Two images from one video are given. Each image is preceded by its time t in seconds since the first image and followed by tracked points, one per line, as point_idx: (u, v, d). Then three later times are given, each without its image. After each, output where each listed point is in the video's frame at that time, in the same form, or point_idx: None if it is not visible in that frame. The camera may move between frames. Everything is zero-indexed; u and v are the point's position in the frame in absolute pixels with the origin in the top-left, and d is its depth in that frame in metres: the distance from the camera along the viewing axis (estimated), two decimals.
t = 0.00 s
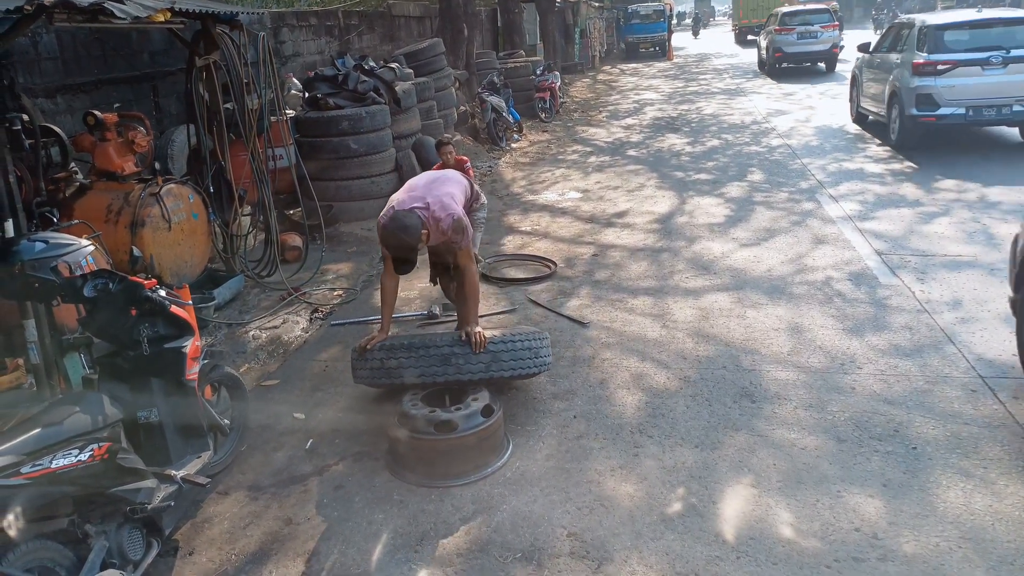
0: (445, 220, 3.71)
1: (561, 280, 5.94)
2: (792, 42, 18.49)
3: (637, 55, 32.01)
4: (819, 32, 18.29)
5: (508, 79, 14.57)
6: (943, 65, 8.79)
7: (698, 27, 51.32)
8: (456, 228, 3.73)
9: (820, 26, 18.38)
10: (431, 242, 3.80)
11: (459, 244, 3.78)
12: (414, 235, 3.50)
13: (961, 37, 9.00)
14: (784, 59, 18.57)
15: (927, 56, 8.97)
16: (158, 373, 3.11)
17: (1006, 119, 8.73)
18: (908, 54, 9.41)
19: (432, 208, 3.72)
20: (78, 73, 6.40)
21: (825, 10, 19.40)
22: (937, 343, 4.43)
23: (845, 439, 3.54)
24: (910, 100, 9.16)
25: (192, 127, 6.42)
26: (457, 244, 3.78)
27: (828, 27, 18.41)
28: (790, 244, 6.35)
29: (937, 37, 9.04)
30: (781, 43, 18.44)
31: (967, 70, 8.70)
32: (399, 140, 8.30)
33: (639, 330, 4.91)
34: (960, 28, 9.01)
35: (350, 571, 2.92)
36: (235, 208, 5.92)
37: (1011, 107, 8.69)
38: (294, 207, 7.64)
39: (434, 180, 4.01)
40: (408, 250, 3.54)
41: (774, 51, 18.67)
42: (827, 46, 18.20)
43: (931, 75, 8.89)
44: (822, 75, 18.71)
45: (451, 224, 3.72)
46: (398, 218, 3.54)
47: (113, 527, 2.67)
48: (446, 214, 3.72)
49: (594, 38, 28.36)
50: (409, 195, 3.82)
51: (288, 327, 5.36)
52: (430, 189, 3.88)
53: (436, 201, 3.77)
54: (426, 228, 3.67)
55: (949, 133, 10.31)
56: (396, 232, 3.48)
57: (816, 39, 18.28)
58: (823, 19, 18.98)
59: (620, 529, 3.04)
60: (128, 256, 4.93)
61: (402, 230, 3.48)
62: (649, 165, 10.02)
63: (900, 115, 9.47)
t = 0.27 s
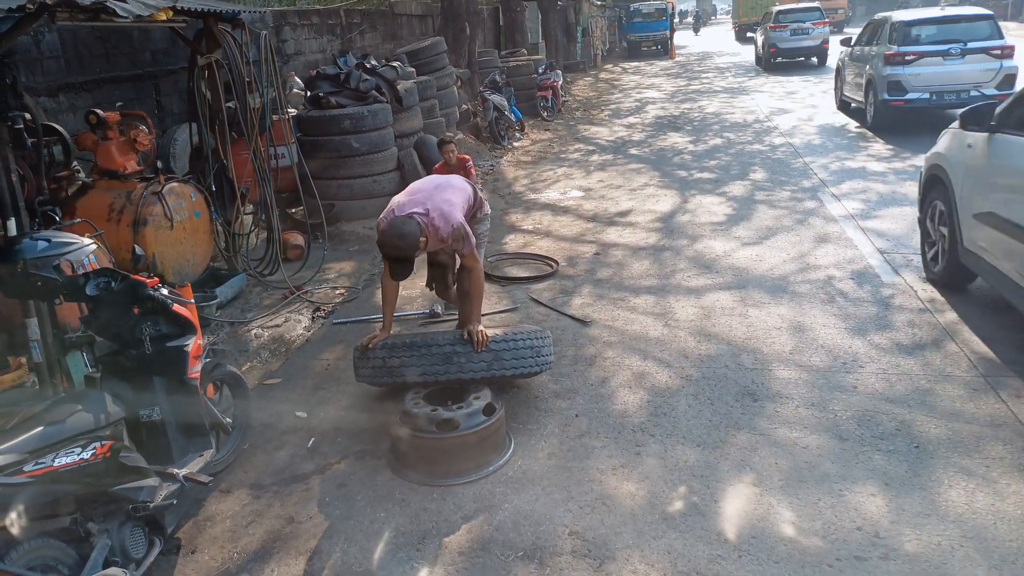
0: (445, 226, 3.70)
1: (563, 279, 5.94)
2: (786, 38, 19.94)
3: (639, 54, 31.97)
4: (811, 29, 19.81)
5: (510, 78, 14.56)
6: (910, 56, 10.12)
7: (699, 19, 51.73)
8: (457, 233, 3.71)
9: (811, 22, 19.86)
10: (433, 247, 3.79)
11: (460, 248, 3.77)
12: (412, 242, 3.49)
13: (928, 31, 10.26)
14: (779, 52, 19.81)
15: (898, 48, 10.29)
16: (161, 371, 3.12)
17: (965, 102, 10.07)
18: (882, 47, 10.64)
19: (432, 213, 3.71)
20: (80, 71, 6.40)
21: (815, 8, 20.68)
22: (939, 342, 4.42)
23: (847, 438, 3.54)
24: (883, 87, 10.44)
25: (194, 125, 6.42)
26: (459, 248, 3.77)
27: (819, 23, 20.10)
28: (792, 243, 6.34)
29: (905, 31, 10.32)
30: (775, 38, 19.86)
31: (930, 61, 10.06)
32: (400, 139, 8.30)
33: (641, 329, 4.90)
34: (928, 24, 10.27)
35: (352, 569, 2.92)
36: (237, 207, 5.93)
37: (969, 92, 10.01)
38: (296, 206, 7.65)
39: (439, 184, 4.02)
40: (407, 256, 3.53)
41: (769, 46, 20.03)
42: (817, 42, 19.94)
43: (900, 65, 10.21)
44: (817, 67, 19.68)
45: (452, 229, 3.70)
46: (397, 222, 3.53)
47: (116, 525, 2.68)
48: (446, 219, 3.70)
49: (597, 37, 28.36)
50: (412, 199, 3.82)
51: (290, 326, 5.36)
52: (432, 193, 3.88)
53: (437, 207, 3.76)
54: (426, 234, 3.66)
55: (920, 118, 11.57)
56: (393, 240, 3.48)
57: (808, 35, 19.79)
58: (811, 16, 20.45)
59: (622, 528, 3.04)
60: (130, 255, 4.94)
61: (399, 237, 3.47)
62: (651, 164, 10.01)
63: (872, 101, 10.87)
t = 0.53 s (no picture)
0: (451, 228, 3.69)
1: (565, 278, 5.93)
2: (780, 36, 21.43)
3: (642, 53, 31.94)
4: (803, 26, 21.15)
5: (512, 77, 14.55)
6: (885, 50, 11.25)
7: (699, 17, 52.19)
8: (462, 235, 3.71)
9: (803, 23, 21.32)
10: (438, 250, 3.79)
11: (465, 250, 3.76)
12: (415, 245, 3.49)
13: (903, 28, 11.33)
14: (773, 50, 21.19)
15: (875, 43, 11.39)
16: (162, 370, 3.12)
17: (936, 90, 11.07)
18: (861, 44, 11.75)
19: (438, 216, 3.70)
20: (82, 70, 6.41)
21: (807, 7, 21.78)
22: (942, 341, 4.42)
23: (849, 437, 3.53)
24: (862, 78, 11.49)
25: (196, 124, 6.42)
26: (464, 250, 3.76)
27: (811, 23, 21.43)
28: (794, 242, 6.33)
29: (881, 29, 11.39)
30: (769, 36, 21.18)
31: (903, 55, 11.21)
32: (402, 138, 8.30)
33: (643, 328, 4.90)
34: (902, 22, 11.34)
35: (354, 568, 2.92)
36: (239, 206, 5.94)
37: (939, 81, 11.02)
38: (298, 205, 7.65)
39: (446, 188, 4.02)
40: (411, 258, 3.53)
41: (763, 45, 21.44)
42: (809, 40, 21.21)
43: (878, 58, 11.28)
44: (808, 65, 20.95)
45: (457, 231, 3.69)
46: (402, 225, 3.53)
47: (118, 523, 2.68)
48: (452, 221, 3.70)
49: (599, 36, 28.36)
50: (418, 202, 3.83)
51: (292, 325, 5.36)
52: (439, 196, 3.88)
53: (443, 209, 3.75)
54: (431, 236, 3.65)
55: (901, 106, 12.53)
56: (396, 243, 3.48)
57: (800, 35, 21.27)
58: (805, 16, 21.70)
59: (623, 527, 3.03)
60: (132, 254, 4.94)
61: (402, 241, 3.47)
62: (653, 163, 10.00)
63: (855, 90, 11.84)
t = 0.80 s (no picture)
0: (456, 226, 3.70)
1: (567, 278, 5.92)
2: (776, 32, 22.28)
3: (644, 52, 31.89)
4: (797, 23, 22.12)
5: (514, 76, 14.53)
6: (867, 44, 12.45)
7: (700, 16, 52.18)
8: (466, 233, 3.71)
9: (797, 19, 22.26)
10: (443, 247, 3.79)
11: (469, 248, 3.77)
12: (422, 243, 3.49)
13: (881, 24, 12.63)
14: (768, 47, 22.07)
15: (857, 38, 12.61)
16: (164, 369, 3.12)
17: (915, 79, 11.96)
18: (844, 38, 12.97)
19: (444, 214, 3.71)
20: (84, 69, 6.41)
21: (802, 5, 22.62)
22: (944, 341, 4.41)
23: (851, 437, 3.53)
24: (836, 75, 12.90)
25: (198, 123, 6.42)
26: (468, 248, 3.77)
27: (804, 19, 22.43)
28: (796, 241, 6.32)
29: (863, 25, 12.71)
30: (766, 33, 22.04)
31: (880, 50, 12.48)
32: (404, 137, 8.30)
33: (645, 327, 4.89)
34: (883, 19, 12.63)
35: (355, 567, 2.92)
36: (241, 205, 5.94)
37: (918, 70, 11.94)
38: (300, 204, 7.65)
39: (452, 185, 4.03)
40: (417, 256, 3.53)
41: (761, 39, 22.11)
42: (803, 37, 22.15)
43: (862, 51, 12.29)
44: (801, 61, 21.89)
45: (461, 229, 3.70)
46: (408, 223, 3.53)
47: (119, 523, 2.68)
48: (457, 219, 3.70)
49: (601, 36, 28.37)
50: (424, 199, 3.83)
51: (294, 324, 5.36)
52: (445, 193, 3.89)
53: (450, 207, 3.75)
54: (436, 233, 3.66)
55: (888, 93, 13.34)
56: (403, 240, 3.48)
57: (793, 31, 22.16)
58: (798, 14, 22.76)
59: (625, 526, 3.03)
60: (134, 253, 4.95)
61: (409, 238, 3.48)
62: (655, 162, 9.98)
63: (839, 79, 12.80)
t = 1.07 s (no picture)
0: (458, 223, 3.69)
1: (568, 277, 5.92)
2: (772, 30, 23.24)
3: (646, 51, 31.85)
4: (791, 20, 23.10)
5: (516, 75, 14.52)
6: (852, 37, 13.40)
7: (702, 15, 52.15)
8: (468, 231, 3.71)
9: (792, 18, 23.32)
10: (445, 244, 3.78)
11: (471, 245, 3.77)
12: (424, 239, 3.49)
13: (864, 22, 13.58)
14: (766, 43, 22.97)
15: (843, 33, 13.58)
16: (166, 368, 3.11)
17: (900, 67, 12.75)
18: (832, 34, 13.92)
19: (447, 211, 3.71)
20: (86, 68, 6.41)
21: (796, 6, 23.85)
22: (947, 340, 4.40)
23: (853, 436, 3.52)
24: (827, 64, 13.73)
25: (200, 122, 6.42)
26: (470, 246, 3.76)
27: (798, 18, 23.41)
28: (798, 240, 6.32)
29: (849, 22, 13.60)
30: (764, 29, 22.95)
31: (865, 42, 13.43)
32: (406, 136, 8.30)
33: (646, 326, 4.89)
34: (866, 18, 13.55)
35: (357, 567, 2.92)
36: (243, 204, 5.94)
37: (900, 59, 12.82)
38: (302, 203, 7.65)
39: (455, 183, 4.03)
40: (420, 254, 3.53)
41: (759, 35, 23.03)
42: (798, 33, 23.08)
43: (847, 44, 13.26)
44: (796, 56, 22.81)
45: (463, 226, 3.70)
46: (411, 220, 3.53)
47: (121, 522, 2.68)
48: (459, 216, 3.70)
49: (602, 35, 28.37)
50: (426, 197, 3.83)
51: (295, 323, 5.36)
52: (447, 191, 3.89)
53: (452, 204, 3.75)
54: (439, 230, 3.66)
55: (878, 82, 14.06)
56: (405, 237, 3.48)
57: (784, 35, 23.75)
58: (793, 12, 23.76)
59: (627, 525, 3.03)
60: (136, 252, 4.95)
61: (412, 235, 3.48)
62: (657, 161, 9.98)
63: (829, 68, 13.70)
